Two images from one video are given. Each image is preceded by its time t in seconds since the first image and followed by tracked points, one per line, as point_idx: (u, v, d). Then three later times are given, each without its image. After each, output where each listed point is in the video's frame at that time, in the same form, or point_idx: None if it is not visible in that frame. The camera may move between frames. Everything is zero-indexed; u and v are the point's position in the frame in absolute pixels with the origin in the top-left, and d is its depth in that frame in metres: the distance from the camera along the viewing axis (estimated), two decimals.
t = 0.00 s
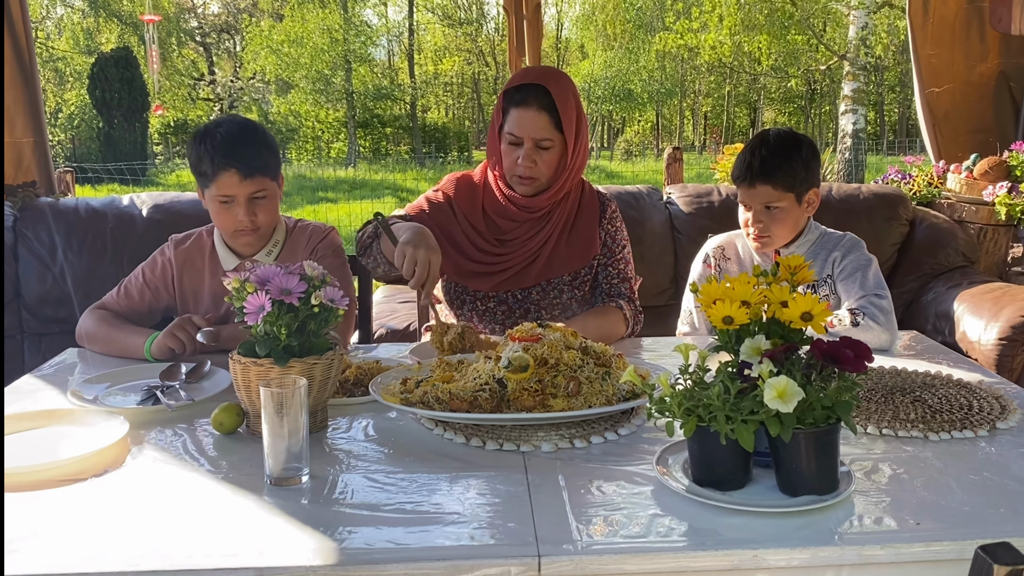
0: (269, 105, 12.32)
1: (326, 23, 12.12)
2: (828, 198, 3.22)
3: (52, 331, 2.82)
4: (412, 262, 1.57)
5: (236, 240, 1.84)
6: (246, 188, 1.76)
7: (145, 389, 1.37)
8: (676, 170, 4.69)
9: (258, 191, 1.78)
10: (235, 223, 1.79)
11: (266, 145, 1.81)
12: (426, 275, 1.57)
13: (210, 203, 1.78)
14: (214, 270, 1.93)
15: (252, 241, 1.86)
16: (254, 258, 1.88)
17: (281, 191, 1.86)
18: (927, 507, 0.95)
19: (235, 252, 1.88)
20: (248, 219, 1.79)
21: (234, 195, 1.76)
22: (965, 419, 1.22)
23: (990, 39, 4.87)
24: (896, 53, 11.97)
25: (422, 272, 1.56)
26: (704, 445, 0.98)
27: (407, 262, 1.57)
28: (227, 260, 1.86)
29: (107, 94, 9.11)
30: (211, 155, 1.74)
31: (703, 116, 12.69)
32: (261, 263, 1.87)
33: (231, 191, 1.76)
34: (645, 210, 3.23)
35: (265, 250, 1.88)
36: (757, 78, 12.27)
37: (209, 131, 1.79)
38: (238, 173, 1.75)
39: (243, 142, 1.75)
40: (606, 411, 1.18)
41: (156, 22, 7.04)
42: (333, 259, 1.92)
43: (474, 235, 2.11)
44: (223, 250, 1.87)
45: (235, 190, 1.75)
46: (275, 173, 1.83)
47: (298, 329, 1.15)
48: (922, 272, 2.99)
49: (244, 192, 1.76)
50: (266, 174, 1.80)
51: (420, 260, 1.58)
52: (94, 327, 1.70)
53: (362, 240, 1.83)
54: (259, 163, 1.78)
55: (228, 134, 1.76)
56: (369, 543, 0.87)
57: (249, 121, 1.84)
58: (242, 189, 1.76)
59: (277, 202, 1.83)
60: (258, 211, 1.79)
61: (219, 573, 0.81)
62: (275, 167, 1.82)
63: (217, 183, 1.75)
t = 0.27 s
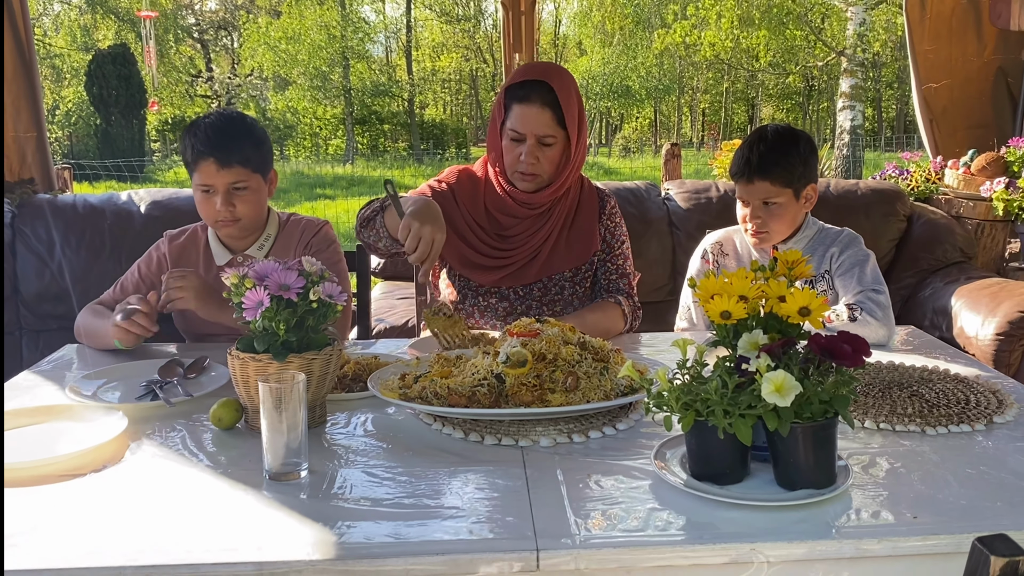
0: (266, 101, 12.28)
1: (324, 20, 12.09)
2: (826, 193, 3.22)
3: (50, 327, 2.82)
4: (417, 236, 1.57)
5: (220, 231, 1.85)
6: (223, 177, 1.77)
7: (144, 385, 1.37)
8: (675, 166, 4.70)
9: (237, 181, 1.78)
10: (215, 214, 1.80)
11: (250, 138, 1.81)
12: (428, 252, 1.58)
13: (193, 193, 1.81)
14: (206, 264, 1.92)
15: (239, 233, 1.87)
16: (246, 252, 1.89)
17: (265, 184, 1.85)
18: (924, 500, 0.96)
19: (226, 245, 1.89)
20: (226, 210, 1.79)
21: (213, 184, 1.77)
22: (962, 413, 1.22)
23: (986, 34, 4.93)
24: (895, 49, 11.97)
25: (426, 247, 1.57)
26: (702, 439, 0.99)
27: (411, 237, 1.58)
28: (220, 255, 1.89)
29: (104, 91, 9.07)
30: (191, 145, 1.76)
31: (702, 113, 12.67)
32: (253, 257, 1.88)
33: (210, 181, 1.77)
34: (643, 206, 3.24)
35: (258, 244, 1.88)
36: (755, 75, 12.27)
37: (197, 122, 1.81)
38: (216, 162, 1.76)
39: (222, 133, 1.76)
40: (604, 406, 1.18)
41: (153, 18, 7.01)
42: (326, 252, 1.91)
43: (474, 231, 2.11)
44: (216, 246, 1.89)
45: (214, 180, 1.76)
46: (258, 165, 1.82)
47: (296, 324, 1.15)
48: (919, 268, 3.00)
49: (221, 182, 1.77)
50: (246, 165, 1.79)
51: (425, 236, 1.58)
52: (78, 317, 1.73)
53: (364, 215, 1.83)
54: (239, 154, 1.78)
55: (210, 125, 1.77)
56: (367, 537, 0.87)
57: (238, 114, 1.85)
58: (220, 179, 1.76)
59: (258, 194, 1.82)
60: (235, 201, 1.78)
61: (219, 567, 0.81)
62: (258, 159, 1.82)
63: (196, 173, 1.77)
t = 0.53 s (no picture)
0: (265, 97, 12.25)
1: (322, 16, 12.06)
2: (824, 189, 3.22)
3: (48, 324, 2.82)
4: (426, 223, 1.57)
5: (195, 232, 1.84)
6: (192, 177, 1.74)
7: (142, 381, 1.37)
8: (673, 162, 4.70)
9: (206, 180, 1.75)
10: (187, 214, 1.78)
11: (221, 136, 1.77)
12: (434, 240, 1.58)
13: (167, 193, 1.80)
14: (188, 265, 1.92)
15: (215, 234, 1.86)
16: (222, 254, 1.88)
17: (238, 183, 1.82)
18: (922, 496, 0.96)
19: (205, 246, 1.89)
20: (198, 210, 1.77)
21: (183, 184, 1.75)
22: (960, 409, 1.22)
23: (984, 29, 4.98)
24: (893, 45, 11.97)
25: (434, 235, 1.57)
26: (700, 435, 0.99)
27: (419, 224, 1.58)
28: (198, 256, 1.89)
29: (102, 88, 9.03)
30: (162, 143, 1.73)
31: (700, 109, 12.66)
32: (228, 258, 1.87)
33: (180, 181, 1.75)
34: (642, 203, 3.24)
35: (231, 245, 1.86)
36: (753, 71, 12.28)
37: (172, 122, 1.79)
38: (184, 162, 1.73)
39: (191, 131, 1.73)
40: (603, 402, 1.18)
41: (153, 15, 6.99)
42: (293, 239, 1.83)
43: (472, 227, 2.11)
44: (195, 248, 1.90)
45: (183, 179, 1.74)
46: (230, 165, 1.79)
47: (295, 321, 1.15)
48: (917, 264, 3.01)
49: (191, 182, 1.74)
50: (217, 164, 1.76)
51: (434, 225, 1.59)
52: (62, 320, 1.73)
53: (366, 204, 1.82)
54: (208, 154, 1.75)
55: (180, 123, 1.73)
56: (366, 533, 0.87)
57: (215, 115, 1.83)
58: (189, 179, 1.74)
59: (230, 194, 1.79)
60: (205, 201, 1.75)
61: (218, 563, 0.81)
62: (230, 158, 1.78)
63: (167, 173, 1.75)
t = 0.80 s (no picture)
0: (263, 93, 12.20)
1: (320, 12, 12.05)
2: (824, 185, 3.22)
3: (46, 320, 2.81)
4: (422, 218, 1.58)
5: (170, 238, 1.81)
6: (162, 184, 1.71)
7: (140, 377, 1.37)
8: (672, 158, 4.70)
9: (176, 187, 1.71)
10: (159, 221, 1.75)
11: (191, 141, 1.73)
12: (430, 235, 1.58)
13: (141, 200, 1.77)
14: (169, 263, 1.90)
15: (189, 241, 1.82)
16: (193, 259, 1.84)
17: (211, 189, 1.78)
18: (922, 491, 0.96)
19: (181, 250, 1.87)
20: (170, 217, 1.74)
21: (154, 192, 1.72)
22: (960, 404, 1.22)
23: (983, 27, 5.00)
24: (892, 41, 11.96)
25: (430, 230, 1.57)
26: (699, 431, 0.99)
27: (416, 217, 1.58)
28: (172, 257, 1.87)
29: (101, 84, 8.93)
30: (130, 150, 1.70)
31: (699, 105, 12.61)
32: (197, 264, 1.84)
33: (151, 190, 1.72)
34: (641, 198, 3.24)
35: (202, 251, 1.83)
36: (753, 67, 12.28)
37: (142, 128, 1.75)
38: (153, 170, 1.69)
39: (160, 138, 1.69)
40: (602, 397, 1.18)
41: (153, 10, 6.95)
42: (253, 244, 1.75)
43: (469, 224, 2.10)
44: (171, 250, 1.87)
45: (153, 188, 1.71)
46: (201, 169, 1.75)
47: (293, 316, 1.14)
48: (916, 260, 3.01)
49: (161, 189, 1.71)
50: (187, 170, 1.72)
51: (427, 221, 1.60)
52: (58, 318, 1.74)
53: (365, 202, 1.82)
54: (178, 159, 1.71)
55: (148, 129, 1.69)
56: (365, 528, 0.87)
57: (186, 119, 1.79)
58: (159, 186, 1.71)
59: (202, 200, 1.76)
60: (176, 208, 1.72)
61: (218, 559, 0.81)
62: (200, 164, 1.74)
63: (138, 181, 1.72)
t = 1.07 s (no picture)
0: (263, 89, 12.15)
1: (320, 8, 12.04)
2: (824, 180, 3.22)
3: (46, 316, 2.81)
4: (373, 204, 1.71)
5: (165, 234, 1.80)
6: (158, 177, 1.70)
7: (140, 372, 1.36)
8: (672, 153, 4.69)
9: (173, 181, 1.71)
10: (154, 215, 1.75)
11: (188, 136, 1.73)
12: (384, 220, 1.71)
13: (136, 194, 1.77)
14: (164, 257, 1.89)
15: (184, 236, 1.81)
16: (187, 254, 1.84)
17: (207, 183, 1.77)
18: (923, 485, 0.96)
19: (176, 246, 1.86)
20: (166, 210, 1.74)
21: (150, 185, 1.72)
22: (960, 398, 1.23)
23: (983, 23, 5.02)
24: (892, 37, 11.95)
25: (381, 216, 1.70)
26: (699, 425, 0.99)
27: (369, 206, 1.72)
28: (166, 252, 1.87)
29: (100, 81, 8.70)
30: (127, 144, 1.70)
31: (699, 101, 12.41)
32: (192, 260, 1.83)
33: (146, 183, 1.72)
34: (641, 194, 3.24)
35: (196, 246, 1.82)
36: (752, 63, 12.27)
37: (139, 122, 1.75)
38: (149, 161, 1.69)
39: (156, 130, 1.69)
40: (602, 392, 1.18)
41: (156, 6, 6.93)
42: (247, 241, 1.74)
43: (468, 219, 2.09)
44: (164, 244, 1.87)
45: (150, 180, 1.71)
46: (198, 164, 1.75)
47: (294, 311, 1.14)
48: (916, 256, 3.01)
49: (157, 182, 1.71)
50: (183, 164, 1.72)
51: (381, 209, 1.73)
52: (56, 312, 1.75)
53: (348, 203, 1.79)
54: (175, 153, 1.71)
55: (145, 122, 1.69)
56: (366, 523, 0.87)
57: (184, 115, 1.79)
58: (156, 179, 1.70)
59: (198, 194, 1.75)
60: (172, 201, 1.72)
61: (220, 553, 0.81)
62: (197, 159, 1.74)
63: (134, 173, 1.72)
